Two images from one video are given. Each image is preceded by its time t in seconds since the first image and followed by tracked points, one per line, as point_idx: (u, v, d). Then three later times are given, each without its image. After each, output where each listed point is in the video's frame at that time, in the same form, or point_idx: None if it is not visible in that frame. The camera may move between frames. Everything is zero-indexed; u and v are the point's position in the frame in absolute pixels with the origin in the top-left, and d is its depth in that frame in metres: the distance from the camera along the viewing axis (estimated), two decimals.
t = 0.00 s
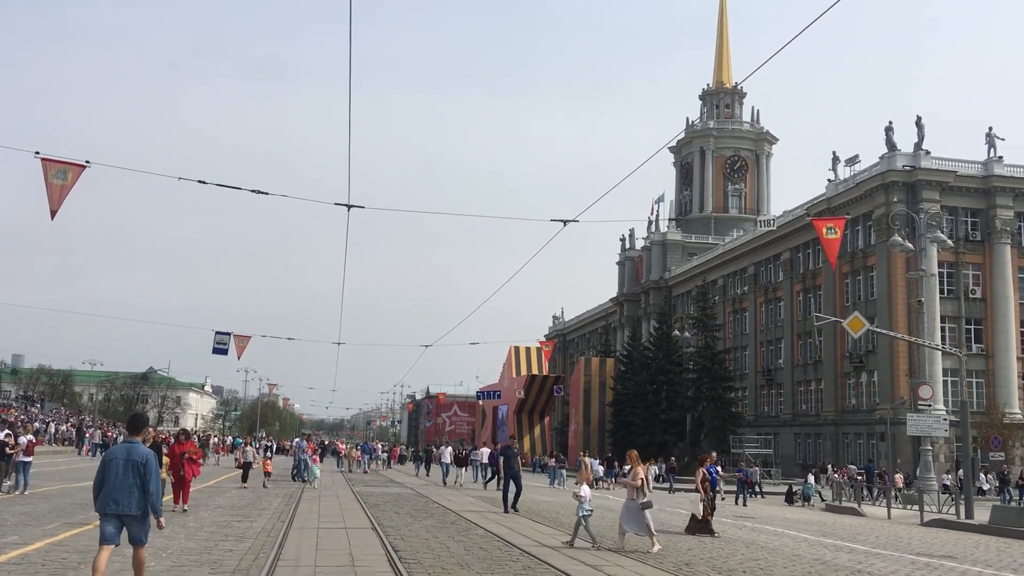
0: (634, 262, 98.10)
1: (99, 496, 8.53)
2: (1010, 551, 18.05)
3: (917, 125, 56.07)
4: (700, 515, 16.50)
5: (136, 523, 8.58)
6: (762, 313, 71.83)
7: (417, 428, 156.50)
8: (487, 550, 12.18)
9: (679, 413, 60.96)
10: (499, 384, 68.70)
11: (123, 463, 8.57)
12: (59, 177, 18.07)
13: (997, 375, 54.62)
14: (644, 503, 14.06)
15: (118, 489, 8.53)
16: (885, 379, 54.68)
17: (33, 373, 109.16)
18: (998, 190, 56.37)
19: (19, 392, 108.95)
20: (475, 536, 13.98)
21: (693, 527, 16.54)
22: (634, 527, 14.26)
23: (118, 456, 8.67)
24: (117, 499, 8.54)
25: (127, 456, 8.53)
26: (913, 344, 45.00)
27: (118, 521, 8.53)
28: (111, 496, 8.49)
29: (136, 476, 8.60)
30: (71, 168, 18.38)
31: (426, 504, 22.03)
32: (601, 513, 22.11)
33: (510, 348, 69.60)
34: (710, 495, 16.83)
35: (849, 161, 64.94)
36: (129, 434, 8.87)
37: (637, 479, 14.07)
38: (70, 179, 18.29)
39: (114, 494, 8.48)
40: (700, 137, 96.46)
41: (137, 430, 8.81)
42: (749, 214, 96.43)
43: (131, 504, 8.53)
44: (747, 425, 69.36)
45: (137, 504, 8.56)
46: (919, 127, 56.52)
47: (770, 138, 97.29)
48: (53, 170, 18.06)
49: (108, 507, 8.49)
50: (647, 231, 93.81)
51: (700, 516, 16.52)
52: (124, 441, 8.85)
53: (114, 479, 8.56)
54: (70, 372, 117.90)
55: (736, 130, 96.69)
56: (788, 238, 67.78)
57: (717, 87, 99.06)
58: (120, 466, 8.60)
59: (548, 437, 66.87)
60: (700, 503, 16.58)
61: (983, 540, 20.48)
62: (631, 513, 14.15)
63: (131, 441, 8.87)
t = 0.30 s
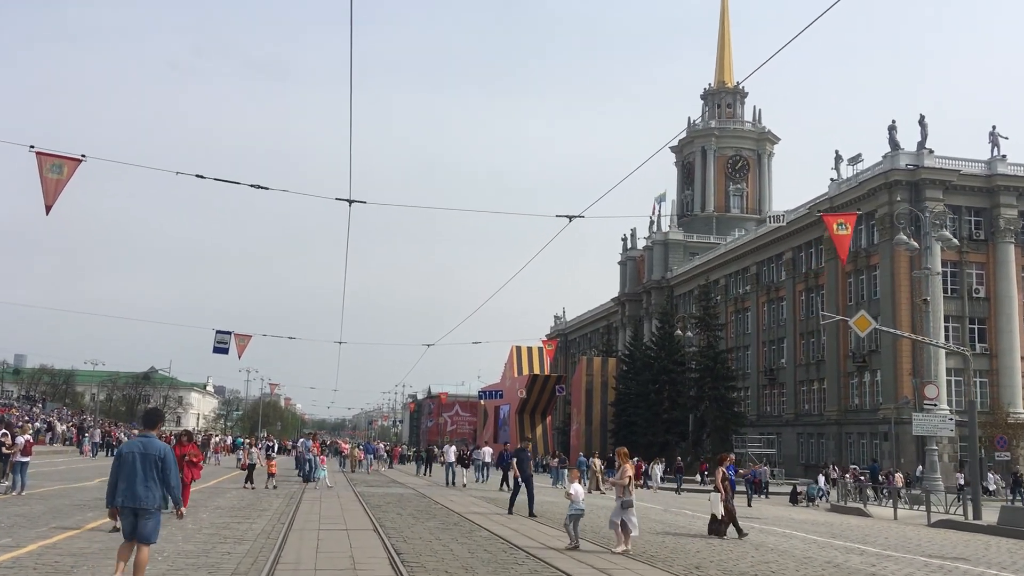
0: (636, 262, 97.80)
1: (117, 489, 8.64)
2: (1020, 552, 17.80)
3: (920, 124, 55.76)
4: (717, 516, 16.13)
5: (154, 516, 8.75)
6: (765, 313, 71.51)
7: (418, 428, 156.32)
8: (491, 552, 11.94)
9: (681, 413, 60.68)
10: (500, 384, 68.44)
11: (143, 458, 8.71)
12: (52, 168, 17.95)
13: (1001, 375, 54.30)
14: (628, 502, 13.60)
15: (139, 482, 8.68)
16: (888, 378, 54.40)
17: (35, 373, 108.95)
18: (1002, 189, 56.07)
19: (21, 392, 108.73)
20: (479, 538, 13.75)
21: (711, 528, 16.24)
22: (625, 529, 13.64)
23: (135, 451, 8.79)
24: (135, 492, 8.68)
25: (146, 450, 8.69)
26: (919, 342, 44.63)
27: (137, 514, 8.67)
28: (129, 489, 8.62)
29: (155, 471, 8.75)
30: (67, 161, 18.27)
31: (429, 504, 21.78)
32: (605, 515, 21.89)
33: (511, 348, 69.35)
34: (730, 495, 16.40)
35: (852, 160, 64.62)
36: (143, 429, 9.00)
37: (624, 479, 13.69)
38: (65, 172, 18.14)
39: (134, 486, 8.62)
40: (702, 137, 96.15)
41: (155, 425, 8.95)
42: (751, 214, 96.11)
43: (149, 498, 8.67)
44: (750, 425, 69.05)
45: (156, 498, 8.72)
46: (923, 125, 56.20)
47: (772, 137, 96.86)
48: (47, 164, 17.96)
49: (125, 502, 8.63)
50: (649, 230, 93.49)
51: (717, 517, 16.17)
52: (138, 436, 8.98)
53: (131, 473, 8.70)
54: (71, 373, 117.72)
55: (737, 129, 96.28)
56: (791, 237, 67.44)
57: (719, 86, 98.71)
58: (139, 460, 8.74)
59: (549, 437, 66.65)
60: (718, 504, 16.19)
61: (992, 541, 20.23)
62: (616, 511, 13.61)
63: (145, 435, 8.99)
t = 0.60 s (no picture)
0: (641, 261, 97.38)
1: (125, 494, 8.41)
2: None
3: (928, 121, 55.25)
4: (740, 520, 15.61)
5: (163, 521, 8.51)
6: (771, 312, 71.07)
7: (422, 427, 156.20)
8: (498, 555, 11.59)
9: (686, 413, 60.25)
10: (505, 384, 68.07)
11: (149, 462, 8.47)
12: (46, 160, 17.76)
13: (1010, 375, 53.81)
14: (616, 505, 13.26)
15: (147, 487, 8.44)
16: (896, 378, 53.93)
17: (39, 373, 108.85)
18: (1011, 187, 55.59)
19: (24, 392, 108.63)
20: (484, 540, 13.39)
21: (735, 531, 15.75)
22: (617, 534, 13.30)
23: (140, 456, 8.55)
24: (142, 497, 8.44)
25: (152, 453, 8.46)
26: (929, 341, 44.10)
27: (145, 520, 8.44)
28: (136, 494, 8.38)
29: (161, 475, 8.51)
30: (61, 153, 18.08)
31: (433, 505, 21.42)
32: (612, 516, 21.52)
33: (515, 348, 68.98)
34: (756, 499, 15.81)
35: (859, 158, 64.13)
36: (147, 433, 8.77)
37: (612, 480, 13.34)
38: (60, 164, 17.94)
39: (142, 491, 8.38)
40: (707, 135, 95.67)
41: (159, 428, 8.72)
42: (756, 213, 95.65)
43: (156, 502, 8.43)
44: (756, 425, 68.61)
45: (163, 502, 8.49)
46: (931, 123, 55.71)
47: (777, 136, 96.37)
48: (41, 156, 17.77)
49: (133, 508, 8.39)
50: (654, 229, 93.04)
51: (740, 521, 15.63)
52: (141, 441, 8.75)
53: (138, 478, 8.46)
54: (75, 373, 117.55)
55: (742, 128, 95.78)
56: (797, 237, 66.96)
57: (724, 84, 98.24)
58: (145, 465, 8.50)
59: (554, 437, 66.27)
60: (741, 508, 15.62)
61: (1008, 543, 19.83)
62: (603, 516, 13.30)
63: (149, 440, 8.76)
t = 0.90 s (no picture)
0: (648, 261, 97.04)
1: (139, 488, 8.55)
2: None
3: (939, 119, 54.81)
4: (773, 521, 15.19)
5: (177, 513, 8.63)
6: (780, 312, 70.67)
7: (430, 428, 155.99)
8: (510, 557, 11.36)
9: (695, 413, 59.92)
10: (513, 385, 67.83)
11: (161, 457, 8.59)
12: (49, 154, 17.68)
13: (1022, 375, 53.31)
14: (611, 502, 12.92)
15: (160, 482, 8.57)
16: (907, 378, 53.52)
17: (48, 373, 109.04)
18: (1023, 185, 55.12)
19: (33, 393, 108.84)
20: (496, 542, 13.16)
21: (770, 535, 15.28)
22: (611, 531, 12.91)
23: (155, 450, 8.67)
24: (156, 491, 8.58)
25: (163, 448, 8.57)
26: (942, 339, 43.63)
27: (159, 513, 8.57)
28: (149, 488, 8.51)
29: (175, 469, 8.62)
30: (64, 147, 18.01)
31: (442, 506, 21.19)
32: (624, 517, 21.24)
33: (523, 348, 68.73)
34: (784, 498, 15.46)
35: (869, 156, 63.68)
36: (163, 426, 8.87)
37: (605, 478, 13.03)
38: (62, 159, 17.84)
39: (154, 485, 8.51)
40: (715, 135, 95.29)
41: (174, 422, 8.80)
42: (765, 212, 95.23)
43: (168, 497, 8.56)
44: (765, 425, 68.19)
45: (177, 496, 8.59)
46: (941, 121, 55.27)
47: (785, 135, 95.97)
48: (43, 149, 17.69)
49: (147, 501, 8.54)
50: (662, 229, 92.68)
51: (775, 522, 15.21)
52: (157, 433, 8.87)
53: (151, 473, 8.59)
54: (84, 374, 117.71)
55: (750, 127, 95.39)
56: (806, 236, 66.52)
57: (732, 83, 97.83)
58: (159, 459, 8.63)
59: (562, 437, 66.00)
60: (773, 508, 15.24)
61: None
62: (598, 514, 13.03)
63: (165, 433, 8.88)
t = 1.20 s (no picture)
0: (660, 261, 96.62)
1: (161, 491, 8.32)
2: None
3: (955, 115, 54.22)
4: (807, 526, 14.85)
5: (198, 519, 8.40)
6: (793, 311, 70.14)
7: (441, 428, 155.86)
8: (526, 560, 11.05)
9: (709, 413, 59.47)
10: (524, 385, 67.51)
11: (187, 460, 8.35)
12: (54, 147, 17.46)
13: None
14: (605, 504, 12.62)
15: (184, 488, 8.33)
16: (923, 377, 52.94)
17: (60, 374, 109.30)
18: None
19: (46, 393, 109.13)
20: (512, 544, 12.84)
21: (803, 540, 14.94)
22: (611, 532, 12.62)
23: (180, 454, 8.43)
24: (178, 494, 8.35)
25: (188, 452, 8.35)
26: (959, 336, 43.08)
27: (181, 517, 8.35)
28: (171, 491, 8.28)
29: (199, 474, 8.39)
30: (69, 140, 17.78)
31: (454, 507, 20.91)
32: (640, 518, 20.91)
33: (534, 348, 68.43)
34: (818, 503, 15.15)
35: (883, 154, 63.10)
36: (191, 431, 8.64)
37: (602, 477, 12.72)
38: (67, 152, 17.61)
39: (177, 488, 8.28)
40: (727, 133, 94.75)
41: (201, 427, 8.57)
42: (777, 211, 94.66)
43: (190, 502, 8.32)
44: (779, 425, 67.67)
45: (199, 501, 8.36)
46: (957, 118, 54.68)
47: (798, 134, 95.39)
48: (48, 143, 17.47)
49: (169, 505, 8.31)
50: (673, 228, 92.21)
51: (808, 527, 14.89)
52: (184, 437, 8.64)
53: (174, 476, 8.37)
54: (96, 374, 117.91)
55: (762, 126, 94.82)
56: (819, 234, 65.96)
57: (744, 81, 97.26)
58: (183, 463, 8.40)
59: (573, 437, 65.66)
60: (808, 513, 14.90)
61: None
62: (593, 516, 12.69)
63: (192, 437, 8.63)
